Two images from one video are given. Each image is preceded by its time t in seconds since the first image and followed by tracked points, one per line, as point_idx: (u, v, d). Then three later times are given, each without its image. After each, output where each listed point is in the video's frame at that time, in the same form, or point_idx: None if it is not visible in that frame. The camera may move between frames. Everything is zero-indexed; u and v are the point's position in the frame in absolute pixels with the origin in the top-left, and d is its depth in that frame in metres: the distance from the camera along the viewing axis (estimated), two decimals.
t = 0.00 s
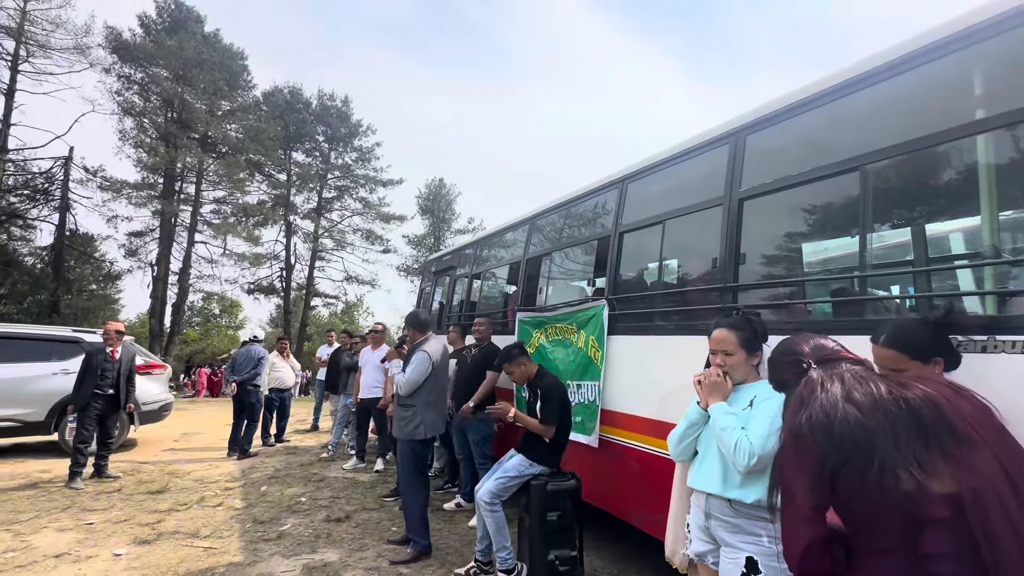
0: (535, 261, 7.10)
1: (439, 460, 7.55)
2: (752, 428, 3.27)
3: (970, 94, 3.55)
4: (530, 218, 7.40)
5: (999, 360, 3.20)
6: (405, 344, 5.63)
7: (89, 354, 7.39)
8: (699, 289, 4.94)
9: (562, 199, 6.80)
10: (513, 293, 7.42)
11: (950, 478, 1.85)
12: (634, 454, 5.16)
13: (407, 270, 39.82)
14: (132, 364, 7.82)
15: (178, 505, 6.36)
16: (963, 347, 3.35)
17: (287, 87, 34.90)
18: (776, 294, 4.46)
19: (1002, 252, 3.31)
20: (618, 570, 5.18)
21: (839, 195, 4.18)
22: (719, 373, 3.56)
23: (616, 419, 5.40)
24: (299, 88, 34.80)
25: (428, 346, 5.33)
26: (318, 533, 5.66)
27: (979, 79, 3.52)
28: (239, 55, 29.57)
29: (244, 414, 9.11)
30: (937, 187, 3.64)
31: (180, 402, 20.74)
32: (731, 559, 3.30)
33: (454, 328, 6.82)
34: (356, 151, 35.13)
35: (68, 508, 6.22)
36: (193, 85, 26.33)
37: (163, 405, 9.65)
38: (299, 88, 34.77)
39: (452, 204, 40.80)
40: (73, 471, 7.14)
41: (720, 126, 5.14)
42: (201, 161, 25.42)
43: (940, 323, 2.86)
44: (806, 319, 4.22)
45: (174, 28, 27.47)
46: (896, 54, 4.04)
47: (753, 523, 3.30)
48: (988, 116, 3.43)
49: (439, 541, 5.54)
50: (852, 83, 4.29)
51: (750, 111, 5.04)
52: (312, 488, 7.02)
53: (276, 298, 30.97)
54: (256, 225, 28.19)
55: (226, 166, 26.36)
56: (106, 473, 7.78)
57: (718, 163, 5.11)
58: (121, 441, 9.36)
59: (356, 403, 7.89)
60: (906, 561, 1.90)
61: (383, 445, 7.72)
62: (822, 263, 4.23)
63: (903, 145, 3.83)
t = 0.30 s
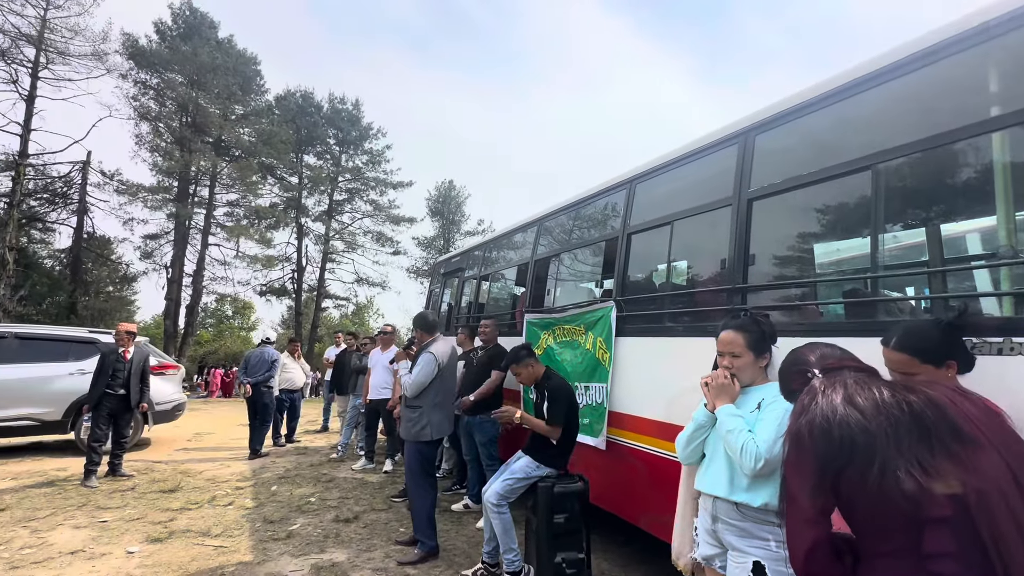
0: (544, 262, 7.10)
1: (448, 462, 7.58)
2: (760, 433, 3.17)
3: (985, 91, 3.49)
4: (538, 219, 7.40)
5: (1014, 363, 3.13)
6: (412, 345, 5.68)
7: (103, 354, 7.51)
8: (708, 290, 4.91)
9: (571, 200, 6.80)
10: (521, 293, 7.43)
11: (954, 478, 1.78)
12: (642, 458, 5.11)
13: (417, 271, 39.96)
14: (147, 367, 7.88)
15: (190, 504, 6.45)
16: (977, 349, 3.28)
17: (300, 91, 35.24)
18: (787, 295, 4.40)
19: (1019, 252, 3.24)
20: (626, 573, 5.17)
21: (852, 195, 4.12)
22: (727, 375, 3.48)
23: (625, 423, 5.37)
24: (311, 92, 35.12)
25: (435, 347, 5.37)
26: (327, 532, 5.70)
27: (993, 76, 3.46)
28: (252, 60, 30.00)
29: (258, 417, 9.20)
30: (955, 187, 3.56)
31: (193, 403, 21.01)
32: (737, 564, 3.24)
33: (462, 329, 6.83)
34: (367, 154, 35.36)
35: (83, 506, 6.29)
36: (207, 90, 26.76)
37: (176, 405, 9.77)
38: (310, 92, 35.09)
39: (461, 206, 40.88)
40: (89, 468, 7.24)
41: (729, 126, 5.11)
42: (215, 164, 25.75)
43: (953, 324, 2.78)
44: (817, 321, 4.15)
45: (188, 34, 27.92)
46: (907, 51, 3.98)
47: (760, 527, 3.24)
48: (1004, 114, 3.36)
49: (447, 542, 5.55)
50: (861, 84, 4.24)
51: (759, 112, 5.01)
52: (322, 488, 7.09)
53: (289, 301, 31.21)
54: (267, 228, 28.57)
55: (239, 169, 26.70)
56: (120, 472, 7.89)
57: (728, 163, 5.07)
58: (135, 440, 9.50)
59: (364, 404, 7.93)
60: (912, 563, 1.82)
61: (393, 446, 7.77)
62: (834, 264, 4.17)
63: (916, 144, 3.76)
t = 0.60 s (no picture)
0: (549, 265, 7.09)
1: (455, 463, 7.60)
2: (771, 438, 3.15)
3: (997, 92, 3.43)
4: (543, 222, 7.40)
5: None
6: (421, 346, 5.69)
7: (112, 355, 7.59)
8: (715, 293, 4.89)
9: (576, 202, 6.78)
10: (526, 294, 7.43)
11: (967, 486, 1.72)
12: (650, 460, 5.10)
13: (423, 274, 40.03)
14: (158, 367, 7.92)
15: (199, 505, 6.51)
16: (991, 352, 3.23)
17: (307, 93, 35.42)
18: (796, 298, 4.37)
19: None
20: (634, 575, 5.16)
21: (862, 196, 4.07)
22: (737, 379, 3.45)
23: (633, 425, 5.34)
24: (318, 95, 35.28)
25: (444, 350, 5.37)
26: (335, 534, 5.73)
27: (1006, 77, 3.40)
28: (260, 63, 30.21)
29: (265, 418, 9.22)
30: (966, 188, 3.51)
31: (202, 405, 21.19)
32: (747, 568, 3.21)
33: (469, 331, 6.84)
34: (373, 156, 35.46)
35: (94, 507, 6.36)
36: (216, 94, 26.97)
37: (186, 406, 9.87)
38: (318, 95, 35.26)
39: (467, 208, 40.90)
40: (99, 470, 7.34)
41: (737, 128, 5.08)
42: (223, 167, 25.92)
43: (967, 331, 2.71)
44: (827, 324, 4.11)
45: (197, 38, 28.13)
46: (918, 51, 3.92)
47: (770, 532, 3.20)
48: (1015, 115, 3.31)
49: (454, 544, 5.56)
50: (871, 84, 4.18)
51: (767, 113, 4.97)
52: (330, 489, 7.14)
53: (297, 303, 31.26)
54: (275, 230, 28.73)
55: (248, 172, 26.84)
56: (132, 473, 7.98)
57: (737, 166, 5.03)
58: (145, 441, 9.60)
59: (372, 405, 7.96)
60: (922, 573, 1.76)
61: (400, 448, 7.80)
62: (843, 266, 4.13)
63: (928, 145, 3.70)
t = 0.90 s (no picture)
0: (553, 269, 7.08)
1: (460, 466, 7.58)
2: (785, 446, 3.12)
3: (1009, 96, 3.36)
4: (547, 225, 7.38)
5: None
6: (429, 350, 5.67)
7: (117, 359, 7.62)
8: (722, 297, 4.85)
9: (580, 207, 6.77)
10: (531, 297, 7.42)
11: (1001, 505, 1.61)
12: (656, 464, 5.09)
13: (426, 276, 40.04)
14: (162, 370, 7.96)
15: (205, 508, 6.52)
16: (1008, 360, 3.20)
17: (311, 96, 35.53)
18: (802, 302, 4.32)
19: None
20: None
21: (870, 199, 4.01)
22: (750, 386, 3.40)
23: (640, 429, 5.31)
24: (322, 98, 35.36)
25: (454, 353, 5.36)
26: (342, 538, 5.72)
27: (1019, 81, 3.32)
28: (264, 66, 30.33)
29: (264, 422, 9.23)
30: (973, 191, 3.47)
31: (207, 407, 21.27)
32: None
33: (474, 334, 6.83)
34: (377, 158, 35.53)
35: (100, 511, 6.37)
36: (221, 97, 27.09)
37: (191, 409, 9.90)
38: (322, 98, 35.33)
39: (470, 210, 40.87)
40: (106, 473, 7.37)
41: (745, 132, 5.02)
42: (227, 170, 26.00)
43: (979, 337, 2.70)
44: (834, 328, 4.06)
45: (202, 42, 28.25)
46: (930, 53, 3.84)
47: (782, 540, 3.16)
48: None
49: (461, 549, 5.54)
50: (881, 86, 4.11)
51: (776, 116, 4.91)
52: (335, 492, 7.14)
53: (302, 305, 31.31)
54: (279, 232, 28.81)
55: (252, 175, 26.95)
56: (138, 476, 8.00)
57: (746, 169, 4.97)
58: (151, 443, 9.63)
59: (376, 408, 7.95)
60: None
61: (404, 451, 7.79)
62: (850, 269, 4.09)
63: (938, 150, 3.64)
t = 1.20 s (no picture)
0: (555, 272, 7.10)
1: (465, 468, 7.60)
2: (799, 451, 3.14)
3: (1019, 100, 3.35)
4: (549, 229, 7.40)
5: None
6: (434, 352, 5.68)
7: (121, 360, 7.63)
8: (726, 299, 4.86)
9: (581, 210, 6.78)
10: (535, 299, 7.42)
11: None
12: (662, 468, 5.11)
13: (427, 278, 40.04)
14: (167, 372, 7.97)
15: (210, 510, 6.53)
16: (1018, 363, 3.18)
17: (314, 98, 35.59)
18: (807, 304, 4.32)
19: None
20: None
21: (875, 201, 4.02)
22: (761, 389, 3.41)
23: (646, 432, 5.31)
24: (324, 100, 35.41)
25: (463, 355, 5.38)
26: (346, 540, 5.73)
27: None
28: (267, 68, 30.42)
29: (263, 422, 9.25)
30: (976, 194, 3.49)
31: (209, 408, 21.27)
32: None
33: (478, 336, 6.84)
34: (379, 160, 35.57)
35: (105, 512, 6.40)
36: (224, 99, 27.18)
37: (194, 410, 9.92)
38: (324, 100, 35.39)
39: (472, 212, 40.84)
40: (110, 474, 7.38)
41: (752, 134, 5.03)
42: (230, 172, 26.06)
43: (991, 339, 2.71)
44: (841, 330, 4.05)
45: (206, 45, 28.36)
46: (939, 56, 3.83)
47: (794, 544, 3.17)
48: None
49: (465, 552, 5.55)
50: (891, 89, 4.10)
51: (784, 118, 4.92)
52: (339, 494, 7.15)
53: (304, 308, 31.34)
54: (282, 234, 28.85)
55: (255, 177, 27.02)
56: (142, 477, 8.02)
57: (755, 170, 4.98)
58: (155, 445, 9.65)
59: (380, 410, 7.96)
60: None
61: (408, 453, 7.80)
62: (855, 271, 4.10)
63: (944, 153, 3.65)
